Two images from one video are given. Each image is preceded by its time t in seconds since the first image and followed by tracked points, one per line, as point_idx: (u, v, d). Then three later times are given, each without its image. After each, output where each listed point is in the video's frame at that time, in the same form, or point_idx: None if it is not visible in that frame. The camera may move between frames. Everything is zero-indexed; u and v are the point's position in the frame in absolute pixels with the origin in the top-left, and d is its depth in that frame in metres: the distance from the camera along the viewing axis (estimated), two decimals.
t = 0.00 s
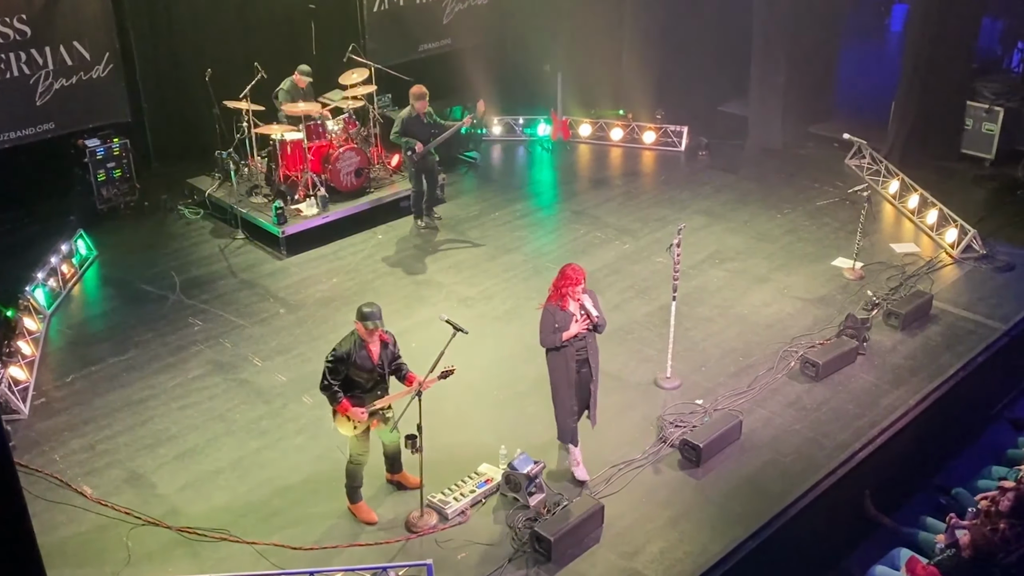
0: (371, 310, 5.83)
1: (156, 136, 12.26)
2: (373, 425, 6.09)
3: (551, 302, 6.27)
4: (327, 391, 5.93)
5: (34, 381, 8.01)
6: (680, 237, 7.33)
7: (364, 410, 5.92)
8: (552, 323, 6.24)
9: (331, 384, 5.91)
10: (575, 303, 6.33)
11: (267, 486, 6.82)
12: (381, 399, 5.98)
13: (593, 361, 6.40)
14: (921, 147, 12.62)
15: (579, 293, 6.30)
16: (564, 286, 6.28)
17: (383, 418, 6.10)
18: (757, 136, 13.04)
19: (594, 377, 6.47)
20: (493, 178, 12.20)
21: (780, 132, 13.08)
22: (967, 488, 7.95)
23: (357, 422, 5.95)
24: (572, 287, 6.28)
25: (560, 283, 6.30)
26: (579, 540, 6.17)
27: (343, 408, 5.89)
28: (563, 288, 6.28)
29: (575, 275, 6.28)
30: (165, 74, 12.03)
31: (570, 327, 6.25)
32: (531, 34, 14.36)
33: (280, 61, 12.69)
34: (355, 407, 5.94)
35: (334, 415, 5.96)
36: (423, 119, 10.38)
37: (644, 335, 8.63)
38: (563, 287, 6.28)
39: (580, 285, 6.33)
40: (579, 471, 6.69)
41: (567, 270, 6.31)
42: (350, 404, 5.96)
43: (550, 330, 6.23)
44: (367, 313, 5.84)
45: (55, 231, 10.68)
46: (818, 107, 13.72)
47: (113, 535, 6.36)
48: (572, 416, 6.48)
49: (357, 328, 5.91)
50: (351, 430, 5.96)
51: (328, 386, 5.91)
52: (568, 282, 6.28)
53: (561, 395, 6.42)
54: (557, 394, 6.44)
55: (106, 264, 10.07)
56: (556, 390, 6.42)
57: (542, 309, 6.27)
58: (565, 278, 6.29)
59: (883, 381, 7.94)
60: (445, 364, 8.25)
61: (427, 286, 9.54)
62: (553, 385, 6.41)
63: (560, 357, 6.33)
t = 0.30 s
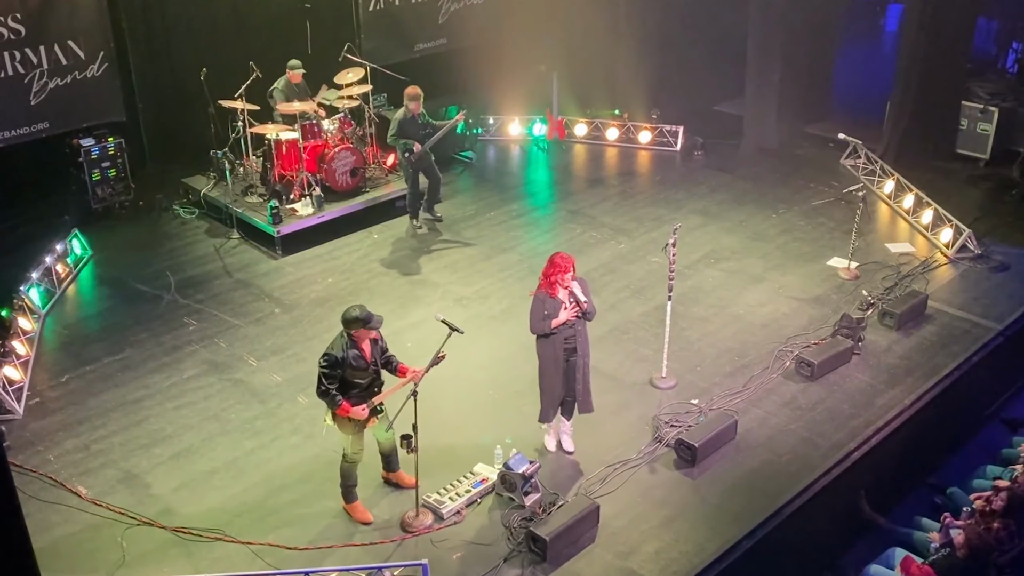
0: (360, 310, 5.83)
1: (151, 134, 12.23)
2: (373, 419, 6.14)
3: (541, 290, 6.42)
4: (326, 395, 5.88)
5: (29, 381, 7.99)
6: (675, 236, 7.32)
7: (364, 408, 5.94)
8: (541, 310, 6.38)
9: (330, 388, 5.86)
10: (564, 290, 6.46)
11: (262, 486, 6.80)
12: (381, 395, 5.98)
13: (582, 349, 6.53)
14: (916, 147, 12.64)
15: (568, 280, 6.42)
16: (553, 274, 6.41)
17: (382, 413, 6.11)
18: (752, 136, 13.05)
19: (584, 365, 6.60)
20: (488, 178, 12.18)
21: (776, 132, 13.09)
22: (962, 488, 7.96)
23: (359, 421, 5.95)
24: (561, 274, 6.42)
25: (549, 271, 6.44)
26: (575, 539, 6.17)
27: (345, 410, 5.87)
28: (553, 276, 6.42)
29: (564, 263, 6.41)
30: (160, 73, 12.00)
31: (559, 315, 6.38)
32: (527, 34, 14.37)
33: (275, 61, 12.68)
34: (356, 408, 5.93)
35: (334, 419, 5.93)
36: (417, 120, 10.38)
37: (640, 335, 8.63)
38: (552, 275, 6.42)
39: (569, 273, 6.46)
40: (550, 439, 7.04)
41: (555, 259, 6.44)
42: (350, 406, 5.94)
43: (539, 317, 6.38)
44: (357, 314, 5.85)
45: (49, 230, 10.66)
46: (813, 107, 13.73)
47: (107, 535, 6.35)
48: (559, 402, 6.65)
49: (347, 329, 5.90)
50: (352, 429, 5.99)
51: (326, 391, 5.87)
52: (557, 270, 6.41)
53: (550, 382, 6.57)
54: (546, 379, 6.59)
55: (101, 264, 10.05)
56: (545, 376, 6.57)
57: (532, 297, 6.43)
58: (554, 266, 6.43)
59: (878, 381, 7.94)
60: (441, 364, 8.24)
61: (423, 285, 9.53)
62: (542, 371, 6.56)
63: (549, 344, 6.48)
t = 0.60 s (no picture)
0: (367, 306, 5.82)
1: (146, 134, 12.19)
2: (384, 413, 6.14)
3: (527, 283, 6.54)
4: (338, 393, 5.84)
5: (23, 381, 7.97)
6: (671, 237, 7.30)
7: (376, 402, 5.95)
8: (527, 304, 6.51)
9: (342, 386, 5.84)
10: (550, 283, 6.58)
11: (257, 486, 6.79)
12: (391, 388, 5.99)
13: (569, 342, 6.63)
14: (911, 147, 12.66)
15: (555, 274, 6.54)
16: (540, 268, 6.51)
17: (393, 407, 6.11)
18: (748, 136, 13.06)
19: (572, 358, 6.69)
20: (484, 178, 12.16)
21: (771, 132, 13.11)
22: (957, 488, 7.98)
23: (372, 416, 5.95)
24: (547, 268, 6.51)
25: (535, 265, 6.53)
26: (570, 539, 6.17)
27: (358, 406, 5.84)
28: (539, 269, 6.52)
29: (550, 257, 6.50)
30: (157, 73, 11.98)
31: (546, 309, 6.50)
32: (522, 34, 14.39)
33: (270, 61, 12.68)
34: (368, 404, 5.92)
35: (346, 416, 5.90)
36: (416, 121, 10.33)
37: (635, 335, 8.63)
38: (539, 268, 6.52)
39: (555, 266, 6.55)
40: (532, 412, 7.35)
41: (541, 252, 6.54)
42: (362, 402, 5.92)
43: (525, 311, 6.49)
44: (363, 309, 5.84)
45: (44, 230, 10.63)
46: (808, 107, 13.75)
47: (102, 536, 6.33)
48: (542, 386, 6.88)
49: (353, 325, 5.90)
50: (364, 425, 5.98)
51: (338, 389, 5.84)
52: (543, 264, 6.50)
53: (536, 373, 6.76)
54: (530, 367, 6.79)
55: (96, 264, 10.03)
56: (531, 367, 6.75)
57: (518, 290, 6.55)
58: (540, 260, 6.52)
59: (873, 381, 7.95)
60: (436, 364, 8.23)
61: (419, 285, 9.52)
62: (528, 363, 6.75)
63: (535, 337, 6.62)
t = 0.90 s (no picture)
0: (382, 300, 5.83)
1: (142, 134, 12.20)
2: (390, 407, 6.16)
3: (509, 275, 6.68)
4: (345, 382, 5.88)
5: (18, 381, 7.95)
6: (667, 237, 7.29)
7: (382, 394, 5.96)
8: (510, 294, 6.67)
9: (349, 375, 5.88)
10: (532, 274, 6.68)
11: (253, 487, 6.78)
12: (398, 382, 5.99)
13: (552, 327, 6.78)
14: (906, 148, 12.69)
15: (537, 265, 6.64)
16: (521, 260, 6.63)
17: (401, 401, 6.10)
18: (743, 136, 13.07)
19: (555, 344, 6.84)
20: (480, 178, 12.17)
21: (767, 132, 13.12)
22: (952, 488, 8.00)
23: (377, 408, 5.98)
24: (529, 260, 6.63)
25: (518, 256, 6.65)
26: (566, 540, 6.17)
27: (364, 397, 5.86)
28: (521, 261, 6.64)
29: (530, 249, 6.62)
30: (152, 74, 11.98)
31: (530, 298, 6.65)
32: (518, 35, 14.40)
33: (266, 61, 12.61)
34: (374, 395, 5.93)
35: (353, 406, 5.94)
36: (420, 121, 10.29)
37: (631, 335, 8.63)
38: (521, 260, 6.64)
39: (537, 257, 6.66)
40: (525, 409, 7.38)
41: (522, 245, 6.65)
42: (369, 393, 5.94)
43: (508, 301, 6.67)
44: (376, 303, 5.86)
45: (39, 230, 10.61)
46: (803, 108, 13.77)
47: (97, 537, 6.32)
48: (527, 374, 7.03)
49: (365, 317, 5.92)
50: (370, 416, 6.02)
51: (345, 378, 5.88)
52: (524, 256, 6.63)
53: (520, 359, 6.91)
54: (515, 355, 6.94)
55: (91, 264, 10.01)
56: (516, 355, 6.91)
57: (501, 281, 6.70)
58: (521, 252, 6.64)
59: (868, 381, 7.96)
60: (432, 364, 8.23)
61: (414, 286, 9.52)
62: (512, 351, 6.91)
63: (518, 325, 6.77)
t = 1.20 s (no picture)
0: (377, 291, 5.90)
1: (137, 135, 12.15)
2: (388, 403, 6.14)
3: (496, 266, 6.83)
4: (339, 372, 5.94)
5: (12, 382, 7.94)
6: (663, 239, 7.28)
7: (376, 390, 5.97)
8: (497, 284, 6.81)
9: (343, 366, 5.93)
10: (518, 263, 6.85)
11: (248, 488, 6.78)
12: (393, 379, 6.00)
13: (540, 319, 6.91)
14: (901, 149, 12.72)
15: (522, 253, 6.82)
16: (505, 249, 6.79)
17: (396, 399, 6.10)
18: (739, 138, 13.09)
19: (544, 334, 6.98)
20: (476, 179, 12.18)
21: (762, 133, 13.14)
22: (946, 488, 8.02)
23: (370, 403, 5.99)
24: (513, 249, 6.80)
25: (502, 247, 6.81)
26: (561, 541, 6.17)
27: (355, 389, 5.92)
28: (505, 251, 6.80)
29: (514, 239, 6.77)
30: (148, 74, 11.95)
31: (516, 287, 6.78)
32: (514, 36, 14.42)
33: (262, 63, 12.64)
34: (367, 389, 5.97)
35: (346, 396, 6.01)
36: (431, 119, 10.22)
37: (627, 336, 8.64)
38: (506, 250, 6.80)
39: (521, 246, 6.82)
40: (522, 410, 7.40)
41: (506, 234, 6.81)
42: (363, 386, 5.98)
43: (496, 291, 6.81)
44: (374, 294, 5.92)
45: (34, 230, 10.59)
46: (798, 110, 13.80)
47: (91, 538, 6.30)
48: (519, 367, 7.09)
49: (365, 310, 5.96)
50: (363, 409, 6.05)
51: (339, 368, 5.94)
52: (508, 246, 6.78)
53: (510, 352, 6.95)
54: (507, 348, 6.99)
55: (86, 264, 9.99)
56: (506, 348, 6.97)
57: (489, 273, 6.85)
58: (505, 243, 6.80)
59: (863, 382, 7.98)
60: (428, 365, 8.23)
61: (410, 287, 9.52)
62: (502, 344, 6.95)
63: (508, 316, 6.87)
